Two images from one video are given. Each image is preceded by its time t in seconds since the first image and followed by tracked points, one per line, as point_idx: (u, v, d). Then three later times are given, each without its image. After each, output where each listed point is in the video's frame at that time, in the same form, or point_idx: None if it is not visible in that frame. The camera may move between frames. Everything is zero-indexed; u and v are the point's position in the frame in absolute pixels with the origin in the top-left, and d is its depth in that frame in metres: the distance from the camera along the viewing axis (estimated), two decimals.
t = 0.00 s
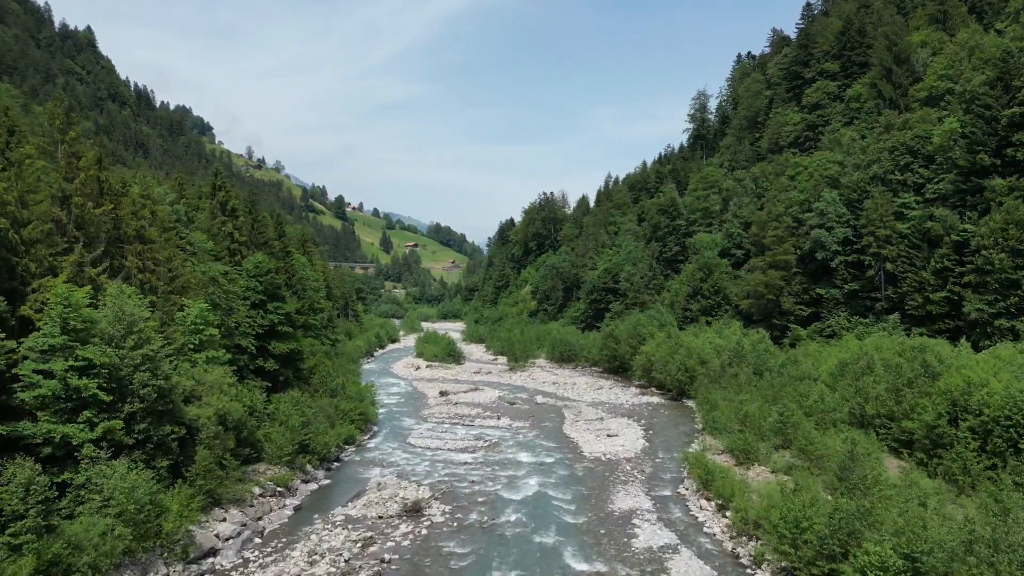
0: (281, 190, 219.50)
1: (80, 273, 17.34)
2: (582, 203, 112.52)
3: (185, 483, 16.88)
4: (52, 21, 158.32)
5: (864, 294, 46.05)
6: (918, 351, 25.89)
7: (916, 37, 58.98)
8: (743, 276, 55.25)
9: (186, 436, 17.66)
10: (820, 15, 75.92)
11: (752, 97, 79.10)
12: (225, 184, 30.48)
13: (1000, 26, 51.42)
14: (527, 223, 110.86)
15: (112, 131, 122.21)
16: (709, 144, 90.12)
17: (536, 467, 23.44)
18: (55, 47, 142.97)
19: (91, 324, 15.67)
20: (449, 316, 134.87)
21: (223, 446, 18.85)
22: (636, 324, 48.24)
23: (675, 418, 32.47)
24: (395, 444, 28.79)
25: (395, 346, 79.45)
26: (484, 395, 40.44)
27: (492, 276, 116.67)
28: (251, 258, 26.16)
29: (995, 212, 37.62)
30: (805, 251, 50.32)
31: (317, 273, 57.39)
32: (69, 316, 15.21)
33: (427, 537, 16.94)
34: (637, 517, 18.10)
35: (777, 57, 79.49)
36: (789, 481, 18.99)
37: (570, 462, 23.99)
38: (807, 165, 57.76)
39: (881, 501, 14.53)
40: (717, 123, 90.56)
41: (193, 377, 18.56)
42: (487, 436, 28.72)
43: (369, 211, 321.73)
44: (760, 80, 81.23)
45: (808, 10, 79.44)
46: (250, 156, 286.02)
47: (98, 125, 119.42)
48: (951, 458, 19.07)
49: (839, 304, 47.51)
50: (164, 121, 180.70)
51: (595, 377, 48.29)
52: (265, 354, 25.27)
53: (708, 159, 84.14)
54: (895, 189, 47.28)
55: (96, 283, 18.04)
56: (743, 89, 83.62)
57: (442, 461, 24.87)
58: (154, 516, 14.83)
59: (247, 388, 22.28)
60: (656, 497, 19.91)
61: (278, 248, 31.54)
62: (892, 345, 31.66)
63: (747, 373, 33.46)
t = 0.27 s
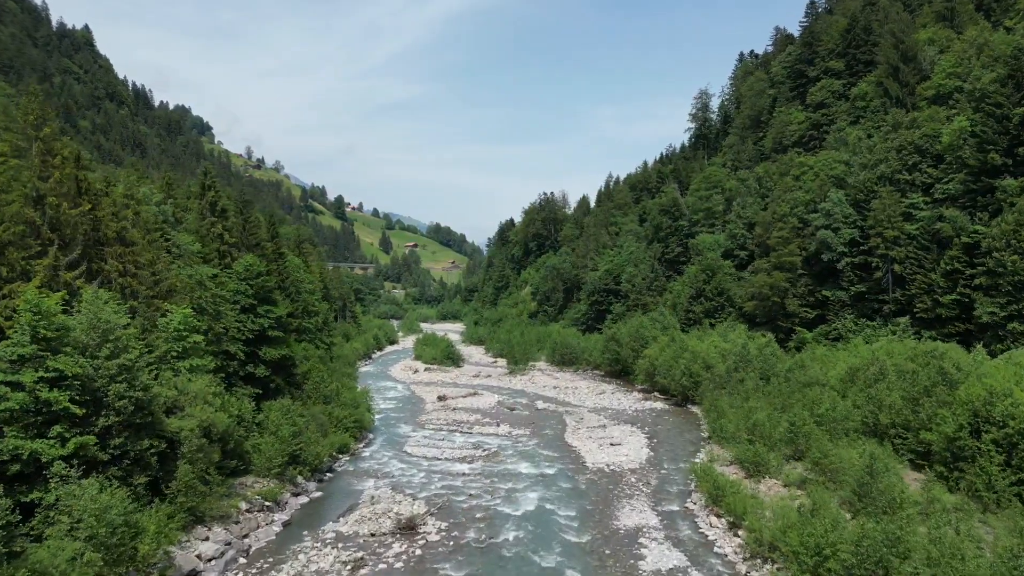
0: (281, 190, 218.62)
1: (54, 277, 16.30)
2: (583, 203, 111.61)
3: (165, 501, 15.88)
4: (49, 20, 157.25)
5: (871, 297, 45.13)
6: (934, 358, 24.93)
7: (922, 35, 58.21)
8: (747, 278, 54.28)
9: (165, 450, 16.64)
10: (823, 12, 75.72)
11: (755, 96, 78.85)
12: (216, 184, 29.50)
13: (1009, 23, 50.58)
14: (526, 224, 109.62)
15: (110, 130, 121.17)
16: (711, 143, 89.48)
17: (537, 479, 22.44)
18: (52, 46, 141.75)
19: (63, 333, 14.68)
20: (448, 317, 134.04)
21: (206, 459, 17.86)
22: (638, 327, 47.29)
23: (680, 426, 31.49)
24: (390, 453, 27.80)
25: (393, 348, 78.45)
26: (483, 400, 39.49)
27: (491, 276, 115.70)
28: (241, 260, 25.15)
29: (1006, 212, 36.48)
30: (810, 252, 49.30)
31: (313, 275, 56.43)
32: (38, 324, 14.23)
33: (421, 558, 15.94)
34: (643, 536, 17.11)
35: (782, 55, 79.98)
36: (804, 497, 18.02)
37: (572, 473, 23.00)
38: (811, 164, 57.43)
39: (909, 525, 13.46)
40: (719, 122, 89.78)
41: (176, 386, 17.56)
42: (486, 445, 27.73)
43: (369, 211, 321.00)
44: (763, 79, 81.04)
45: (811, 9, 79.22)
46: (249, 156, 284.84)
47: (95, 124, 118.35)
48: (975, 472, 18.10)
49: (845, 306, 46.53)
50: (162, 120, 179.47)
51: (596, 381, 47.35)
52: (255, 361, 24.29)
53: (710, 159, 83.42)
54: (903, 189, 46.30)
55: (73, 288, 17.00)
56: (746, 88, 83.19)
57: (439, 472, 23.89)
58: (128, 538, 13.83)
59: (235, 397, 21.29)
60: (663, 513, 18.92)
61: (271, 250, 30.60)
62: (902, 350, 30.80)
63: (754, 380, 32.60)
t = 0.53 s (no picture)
0: (280, 190, 217.59)
1: (27, 285, 15.38)
2: (583, 204, 110.70)
3: (142, 525, 14.91)
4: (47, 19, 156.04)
5: (878, 300, 44.19)
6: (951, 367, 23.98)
7: (929, 34, 57.40)
8: (752, 281, 53.36)
9: (145, 468, 15.69)
10: (827, 11, 75.29)
11: (758, 95, 78.32)
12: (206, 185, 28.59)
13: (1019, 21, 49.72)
14: (526, 225, 108.77)
15: (106, 130, 120.09)
16: (712, 144, 88.85)
17: (538, 495, 21.48)
18: (49, 45, 140.72)
19: (28, 347, 13.73)
20: (448, 319, 133.12)
21: (190, 476, 16.92)
22: (640, 331, 46.37)
23: (686, 436, 30.57)
24: (386, 463, 26.86)
25: (391, 351, 77.50)
26: (483, 406, 38.60)
27: (491, 277, 114.78)
28: (231, 264, 24.18)
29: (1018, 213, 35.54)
30: (816, 255, 48.43)
31: (310, 277, 55.49)
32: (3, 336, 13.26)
33: None
34: (650, 559, 16.16)
35: (786, 54, 79.54)
36: (820, 518, 17.09)
37: (575, 488, 22.08)
38: (816, 166, 56.81)
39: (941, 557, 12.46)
40: (721, 122, 88.98)
41: (157, 400, 16.63)
42: (484, 456, 26.78)
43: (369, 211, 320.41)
44: (766, 78, 80.63)
45: (815, 8, 78.78)
46: (248, 156, 283.86)
47: (92, 124, 117.28)
48: (999, 491, 17.17)
49: (851, 310, 45.58)
50: (161, 120, 178.43)
51: (598, 386, 46.47)
52: (244, 370, 23.36)
53: (712, 159, 82.66)
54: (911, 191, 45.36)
55: (48, 296, 16.10)
56: (749, 87, 82.61)
57: (435, 486, 22.95)
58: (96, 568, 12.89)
59: (221, 409, 20.30)
60: (671, 533, 17.95)
61: (264, 253, 29.68)
62: (914, 358, 29.94)
63: (761, 391, 31.79)
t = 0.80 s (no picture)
0: (279, 190, 216.79)
1: None
2: (584, 205, 109.89)
3: (120, 553, 14.05)
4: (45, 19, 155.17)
5: (885, 305, 43.32)
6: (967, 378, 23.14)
7: (935, 33, 56.61)
8: (755, 284, 52.55)
9: (122, 491, 14.78)
10: (831, 11, 74.57)
11: (761, 96, 77.60)
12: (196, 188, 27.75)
13: None
14: (527, 226, 108.00)
15: (104, 130, 119.25)
16: (714, 145, 88.12)
17: (539, 512, 20.65)
18: (47, 45, 139.62)
19: None
20: (448, 320, 132.46)
21: (171, 498, 16.03)
22: (643, 335, 45.57)
23: (690, 448, 29.72)
24: (382, 475, 26.04)
25: (390, 354, 76.60)
26: (482, 414, 37.83)
27: (491, 279, 114.00)
28: (222, 270, 23.24)
29: None
30: (821, 260, 47.89)
31: (306, 280, 54.58)
32: None
33: None
34: None
35: (789, 54, 78.88)
36: (835, 542, 16.23)
37: (577, 504, 21.25)
38: (821, 167, 56.08)
39: None
40: (723, 123, 88.24)
41: (138, 417, 15.76)
42: (483, 469, 25.89)
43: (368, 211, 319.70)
44: (769, 78, 79.89)
45: (819, 7, 78.05)
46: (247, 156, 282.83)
47: (89, 125, 116.45)
48: None
49: (857, 314, 44.74)
50: (160, 120, 177.40)
51: (600, 392, 45.67)
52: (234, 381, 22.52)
53: (715, 160, 81.94)
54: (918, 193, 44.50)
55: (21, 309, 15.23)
56: (751, 87, 81.86)
57: (432, 502, 22.07)
58: None
59: (209, 424, 19.46)
60: (680, 556, 17.10)
61: (257, 258, 28.87)
62: (926, 366, 29.20)
63: (768, 400, 31.43)
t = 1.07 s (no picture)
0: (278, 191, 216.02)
1: None
2: (584, 206, 109.12)
3: None
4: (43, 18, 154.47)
5: (891, 310, 42.49)
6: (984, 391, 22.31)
7: (942, 33, 55.89)
8: (759, 288, 51.75)
9: (98, 517, 13.98)
10: (835, 11, 73.89)
11: (764, 96, 76.91)
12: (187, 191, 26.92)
13: None
14: (527, 228, 107.24)
15: (102, 131, 118.55)
16: (716, 146, 87.41)
17: (540, 531, 19.85)
18: (44, 45, 138.69)
19: None
20: (447, 322, 131.67)
21: (151, 522, 15.12)
22: (645, 340, 44.79)
23: (696, 461, 28.64)
24: (377, 488, 25.21)
25: (388, 357, 75.74)
26: (482, 422, 37.06)
27: (490, 280, 113.29)
28: (212, 276, 22.30)
29: None
30: (826, 263, 47.09)
31: (303, 284, 53.73)
32: None
33: None
34: None
35: (792, 54, 78.17)
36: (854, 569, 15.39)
37: (580, 523, 20.43)
38: (826, 169, 55.28)
39: None
40: (725, 123, 87.54)
41: (119, 435, 14.85)
42: (482, 483, 25.04)
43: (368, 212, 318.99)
44: (772, 78, 79.21)
45: (822, 7, 77.38)
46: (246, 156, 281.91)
47: (86, 125, 115.72)
48: None
49: (863, 319, 43.90)
50: (158, 121, 176.50)
51: (601, 399, 44.90)
52: (223, 393, 21.68)
53: (717, 161, 81.23)
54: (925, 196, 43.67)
55: None
56: (754, 88, 81.17)
57: (428, 519, 21.23)
58: None
59: (196, 439, 18.59)
60: None
61: (250, 264, 28.07)
62: (936, 375, 28.50)
63: (776, 411, 30.91)
